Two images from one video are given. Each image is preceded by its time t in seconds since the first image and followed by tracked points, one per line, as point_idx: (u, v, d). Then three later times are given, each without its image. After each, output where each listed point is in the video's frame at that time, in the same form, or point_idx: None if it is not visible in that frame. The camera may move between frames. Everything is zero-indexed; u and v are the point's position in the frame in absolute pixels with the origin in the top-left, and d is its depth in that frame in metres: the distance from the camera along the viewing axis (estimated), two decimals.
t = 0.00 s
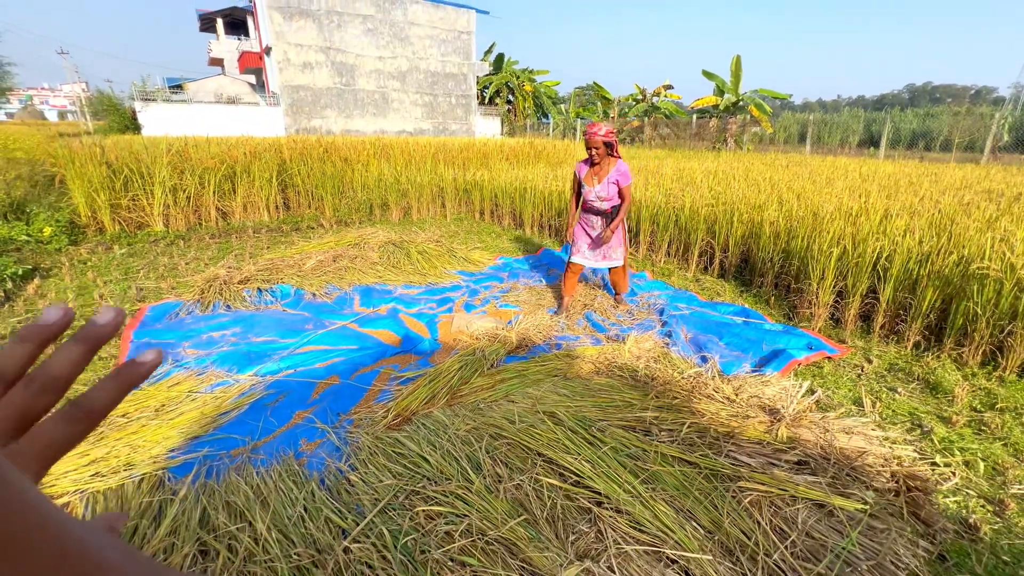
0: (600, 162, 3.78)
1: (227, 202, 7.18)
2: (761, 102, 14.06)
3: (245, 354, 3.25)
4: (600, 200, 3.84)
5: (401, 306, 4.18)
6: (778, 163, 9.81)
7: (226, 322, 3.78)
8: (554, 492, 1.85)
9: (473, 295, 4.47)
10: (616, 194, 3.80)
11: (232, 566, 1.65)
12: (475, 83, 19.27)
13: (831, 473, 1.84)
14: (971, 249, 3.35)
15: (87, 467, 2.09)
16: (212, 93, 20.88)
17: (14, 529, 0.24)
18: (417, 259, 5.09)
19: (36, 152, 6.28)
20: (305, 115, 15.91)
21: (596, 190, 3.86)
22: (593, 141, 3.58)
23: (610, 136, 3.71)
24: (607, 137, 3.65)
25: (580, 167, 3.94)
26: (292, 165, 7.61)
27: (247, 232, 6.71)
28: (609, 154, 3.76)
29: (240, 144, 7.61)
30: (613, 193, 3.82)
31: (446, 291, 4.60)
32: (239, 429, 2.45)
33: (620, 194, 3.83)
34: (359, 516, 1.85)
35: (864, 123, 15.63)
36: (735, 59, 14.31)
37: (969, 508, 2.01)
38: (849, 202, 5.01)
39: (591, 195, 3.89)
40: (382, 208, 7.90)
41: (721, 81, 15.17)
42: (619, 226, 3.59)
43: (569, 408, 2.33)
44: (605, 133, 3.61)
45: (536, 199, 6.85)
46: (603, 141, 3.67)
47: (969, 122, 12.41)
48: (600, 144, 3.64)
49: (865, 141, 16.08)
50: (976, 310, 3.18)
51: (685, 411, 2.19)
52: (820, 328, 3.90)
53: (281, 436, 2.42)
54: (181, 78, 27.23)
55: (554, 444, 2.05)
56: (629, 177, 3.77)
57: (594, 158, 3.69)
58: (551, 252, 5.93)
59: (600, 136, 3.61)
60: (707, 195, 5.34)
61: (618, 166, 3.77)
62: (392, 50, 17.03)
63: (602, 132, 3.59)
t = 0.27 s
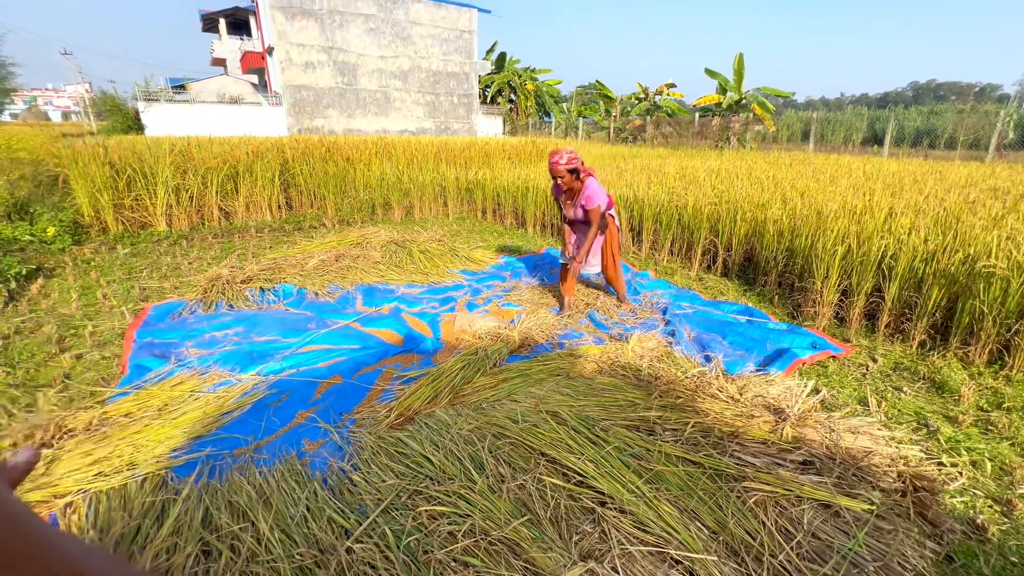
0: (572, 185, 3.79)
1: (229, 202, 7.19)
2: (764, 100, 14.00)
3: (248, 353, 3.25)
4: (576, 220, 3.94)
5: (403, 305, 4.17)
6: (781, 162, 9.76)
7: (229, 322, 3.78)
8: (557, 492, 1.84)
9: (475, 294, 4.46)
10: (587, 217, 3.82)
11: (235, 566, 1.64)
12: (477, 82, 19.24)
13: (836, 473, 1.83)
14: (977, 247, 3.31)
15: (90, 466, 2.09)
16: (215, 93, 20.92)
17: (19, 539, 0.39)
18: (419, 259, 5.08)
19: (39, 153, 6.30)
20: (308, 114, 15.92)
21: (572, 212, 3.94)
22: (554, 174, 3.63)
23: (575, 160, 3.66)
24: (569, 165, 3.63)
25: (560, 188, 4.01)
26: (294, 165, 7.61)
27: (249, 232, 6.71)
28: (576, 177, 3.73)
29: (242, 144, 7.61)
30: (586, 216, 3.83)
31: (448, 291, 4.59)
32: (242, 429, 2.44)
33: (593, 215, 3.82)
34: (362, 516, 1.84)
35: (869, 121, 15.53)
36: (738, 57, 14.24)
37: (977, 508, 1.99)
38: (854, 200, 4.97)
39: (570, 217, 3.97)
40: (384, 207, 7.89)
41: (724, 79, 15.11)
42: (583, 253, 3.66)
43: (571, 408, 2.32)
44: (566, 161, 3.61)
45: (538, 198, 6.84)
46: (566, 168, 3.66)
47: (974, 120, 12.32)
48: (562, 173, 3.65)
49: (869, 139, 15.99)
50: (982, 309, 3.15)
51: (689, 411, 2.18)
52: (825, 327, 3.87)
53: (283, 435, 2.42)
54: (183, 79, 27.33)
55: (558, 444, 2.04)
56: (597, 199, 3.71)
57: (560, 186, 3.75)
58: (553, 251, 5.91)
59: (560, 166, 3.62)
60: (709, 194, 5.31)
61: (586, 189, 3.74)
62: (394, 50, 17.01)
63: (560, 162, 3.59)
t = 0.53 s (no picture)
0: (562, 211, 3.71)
1: (234, 199, 7.21)
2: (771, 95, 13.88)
3: (253, 350, 3.25)
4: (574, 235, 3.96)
5: (407, 302, 4.16)
6: (789, 158, 9.67)
7: (234, 319, 3.78)
8: (562, 491, 1.82)
9: (479, 292, 4.44)
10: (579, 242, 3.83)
11: (239, 563, 1.63)
12: (482, 78, 19.19)
13: (846, 473, 1.80)
14: (989, 243, 3.25)
15: (96, 463, 2.09)
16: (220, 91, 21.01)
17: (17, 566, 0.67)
18: (423, 256, 5.07)
19: (46, 151, 6.34)
20: (312, 112, 15.95)
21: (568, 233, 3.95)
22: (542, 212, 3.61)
23: (558, 197, 3.53)
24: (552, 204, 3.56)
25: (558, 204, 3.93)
26: (299, 162, 7.61)
27: (255, 229, 6.73)
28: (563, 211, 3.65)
29: (248, 141, 7.63)
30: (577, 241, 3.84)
31: (453, 288, 4.58)
32: (246, 426, 2.44)
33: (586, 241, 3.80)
34: (366, 514, 1.83)
35: (878, 116, 15.34)
36: (744, 52, 14.12)
37: (989, 509, 1.96)
38: (862, 196, 4.91)
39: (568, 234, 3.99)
40: (389, 205, 7.89)
41: (730, 74, 14.99)
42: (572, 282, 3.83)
43: (576, 406, 2.30)
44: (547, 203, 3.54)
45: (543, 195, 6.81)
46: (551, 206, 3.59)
47: (984, 114, 12.16)
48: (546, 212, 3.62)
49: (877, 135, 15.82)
50: (994, 306, 3.09)
51: (696, 409, 2.15)
52: (833, 324, 3.82)
53: (288, 432, 2.42)
54: (189, 77, 27.45)
55: (563, 442, 2.03)
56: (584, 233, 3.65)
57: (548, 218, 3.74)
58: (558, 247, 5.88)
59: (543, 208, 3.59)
60: (716, 190, 5.27)
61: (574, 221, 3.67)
62: (398, 47, 16.99)
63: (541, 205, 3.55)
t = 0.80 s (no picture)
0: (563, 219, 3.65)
1: (242, 196, 7.25)
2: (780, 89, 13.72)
3: (261, 346, 3.26)
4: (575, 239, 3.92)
5: (414, 298, 4.17)
6: (798, 152, 9.56)
7: (242, 315, 3.79)
8: (569, 487, 1.81)
9: (486, 287, 4.44)
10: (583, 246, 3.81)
11: (248, 556, 1.64)
12: (488, 74, 19.13)
13: (857, 470, 1.77)
14: (1005, 238, 3.19)
15: (108, 457, 2.11)
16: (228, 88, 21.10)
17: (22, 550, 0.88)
18: (430, 252, 5.06)
19: (57, 148, 6.40)
20: (319, 108, 15.99)
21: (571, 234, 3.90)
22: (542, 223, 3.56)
23: (559, 209, 3.46)
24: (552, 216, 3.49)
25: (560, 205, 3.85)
26: (305, 158, 7.63)
27: (262, 226, 6.77)
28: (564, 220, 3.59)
29: (255, 138, 7.66)
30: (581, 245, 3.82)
31: (459, 284, 4.57)
32: (255, 421, 2.45)
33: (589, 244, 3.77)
34: (374, 509, 1.84)
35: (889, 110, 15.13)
36: (753, 44, 13.96)
37: (1004, 508, 1.92)
38: (874, 190, 4.84)
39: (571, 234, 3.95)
40: (395, 201, 7.90)
41: (738, 68, 14.84)
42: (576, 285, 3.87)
43: (583, 402, 2.29)
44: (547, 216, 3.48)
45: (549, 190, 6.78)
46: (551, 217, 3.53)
47: (999, 107, 11.95)
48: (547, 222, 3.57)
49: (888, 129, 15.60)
50: (1010, 302, 3.03)
51: (705, 405, 2.14)
52: (843, 320, 3.77)
53: (296, 427, 2.42)
54: (197, 74, 27.61)
55: (570, 438, 2.02)
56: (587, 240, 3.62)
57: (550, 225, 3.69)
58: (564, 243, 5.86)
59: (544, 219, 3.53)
60: (724, 185, 5.22)
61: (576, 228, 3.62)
62: (404, 42, 16.97)
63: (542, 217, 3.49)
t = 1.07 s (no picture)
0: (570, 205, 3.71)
1: (249, 193, 7.29)
2: (788, 82, 13.58)
3: (267, 343, 3.28)
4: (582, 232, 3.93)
5: (419, 295, 4.18)
6: (806, 146, 9.46)
7: (249, 311, 3.82)
8: (574, 483, 1.81)
9: (491, 284, 4.44)
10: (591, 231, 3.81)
11: (255, 551, 1.65)
12: (493, 69, 19.07)
13: (865, 468, 1.76)
14: (1018, 233, 3.14)
15: (117, 452, 2.13)
16: (234, 86, 21.19)
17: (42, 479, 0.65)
18: (435, 248, 5.07)
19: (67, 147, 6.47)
20: (325, 106, 16.03)
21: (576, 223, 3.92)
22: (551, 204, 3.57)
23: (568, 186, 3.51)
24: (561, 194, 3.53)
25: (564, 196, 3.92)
26: (311, 156, 7.65)
27: (269, 223, 6.81)
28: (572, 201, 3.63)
29: (261, 135, 7.69)
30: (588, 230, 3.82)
31: (464, 280, 4.58)
32: (261, 417, 2.46)
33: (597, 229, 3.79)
34: (379, 504, 1.84)
35: (900, 103, 14.90)
36: (761, 38, 13.80)
37: (1015, 507, 1.90)
38: (884, 185, 4.77)
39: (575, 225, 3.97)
40: (400, 197, 7.91)
41: (746, 62, 14.69)
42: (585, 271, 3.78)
43: (588, 398, 2.29)
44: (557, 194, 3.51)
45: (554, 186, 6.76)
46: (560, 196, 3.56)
47: (1012, 99, 11.74)
48: (555, 203, 3.59)
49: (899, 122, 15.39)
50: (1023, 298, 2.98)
51: (710, 402, 2.12)
52: (852, 317, 3.73)
53: (302, 424, 2.44)
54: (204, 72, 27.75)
55: (575, 435, 2.01)
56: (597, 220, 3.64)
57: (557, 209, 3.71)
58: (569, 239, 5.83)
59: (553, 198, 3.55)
60: (731, 181, 5.18)
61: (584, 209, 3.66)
62: (410, 39, 16.95)
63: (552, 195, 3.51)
